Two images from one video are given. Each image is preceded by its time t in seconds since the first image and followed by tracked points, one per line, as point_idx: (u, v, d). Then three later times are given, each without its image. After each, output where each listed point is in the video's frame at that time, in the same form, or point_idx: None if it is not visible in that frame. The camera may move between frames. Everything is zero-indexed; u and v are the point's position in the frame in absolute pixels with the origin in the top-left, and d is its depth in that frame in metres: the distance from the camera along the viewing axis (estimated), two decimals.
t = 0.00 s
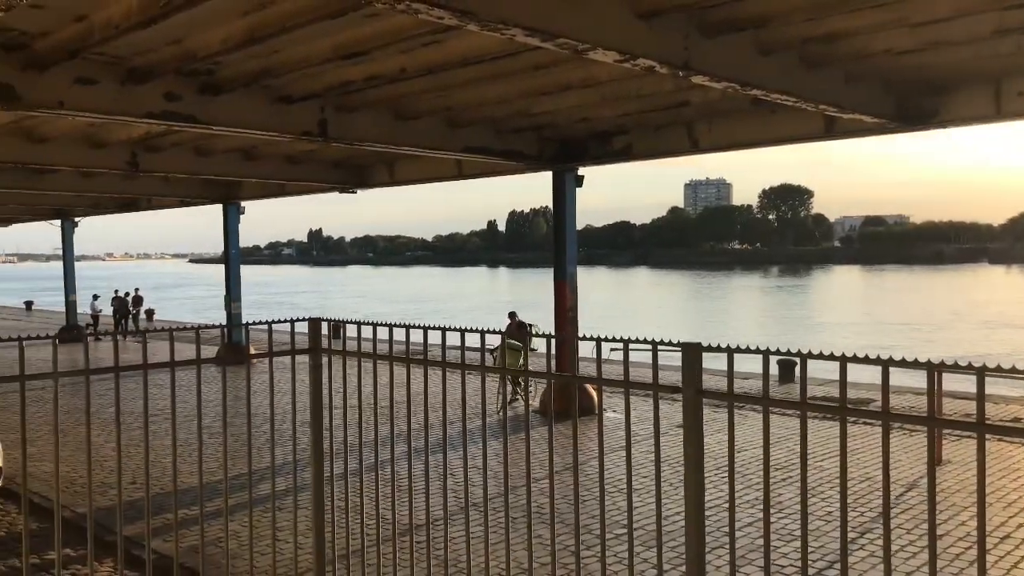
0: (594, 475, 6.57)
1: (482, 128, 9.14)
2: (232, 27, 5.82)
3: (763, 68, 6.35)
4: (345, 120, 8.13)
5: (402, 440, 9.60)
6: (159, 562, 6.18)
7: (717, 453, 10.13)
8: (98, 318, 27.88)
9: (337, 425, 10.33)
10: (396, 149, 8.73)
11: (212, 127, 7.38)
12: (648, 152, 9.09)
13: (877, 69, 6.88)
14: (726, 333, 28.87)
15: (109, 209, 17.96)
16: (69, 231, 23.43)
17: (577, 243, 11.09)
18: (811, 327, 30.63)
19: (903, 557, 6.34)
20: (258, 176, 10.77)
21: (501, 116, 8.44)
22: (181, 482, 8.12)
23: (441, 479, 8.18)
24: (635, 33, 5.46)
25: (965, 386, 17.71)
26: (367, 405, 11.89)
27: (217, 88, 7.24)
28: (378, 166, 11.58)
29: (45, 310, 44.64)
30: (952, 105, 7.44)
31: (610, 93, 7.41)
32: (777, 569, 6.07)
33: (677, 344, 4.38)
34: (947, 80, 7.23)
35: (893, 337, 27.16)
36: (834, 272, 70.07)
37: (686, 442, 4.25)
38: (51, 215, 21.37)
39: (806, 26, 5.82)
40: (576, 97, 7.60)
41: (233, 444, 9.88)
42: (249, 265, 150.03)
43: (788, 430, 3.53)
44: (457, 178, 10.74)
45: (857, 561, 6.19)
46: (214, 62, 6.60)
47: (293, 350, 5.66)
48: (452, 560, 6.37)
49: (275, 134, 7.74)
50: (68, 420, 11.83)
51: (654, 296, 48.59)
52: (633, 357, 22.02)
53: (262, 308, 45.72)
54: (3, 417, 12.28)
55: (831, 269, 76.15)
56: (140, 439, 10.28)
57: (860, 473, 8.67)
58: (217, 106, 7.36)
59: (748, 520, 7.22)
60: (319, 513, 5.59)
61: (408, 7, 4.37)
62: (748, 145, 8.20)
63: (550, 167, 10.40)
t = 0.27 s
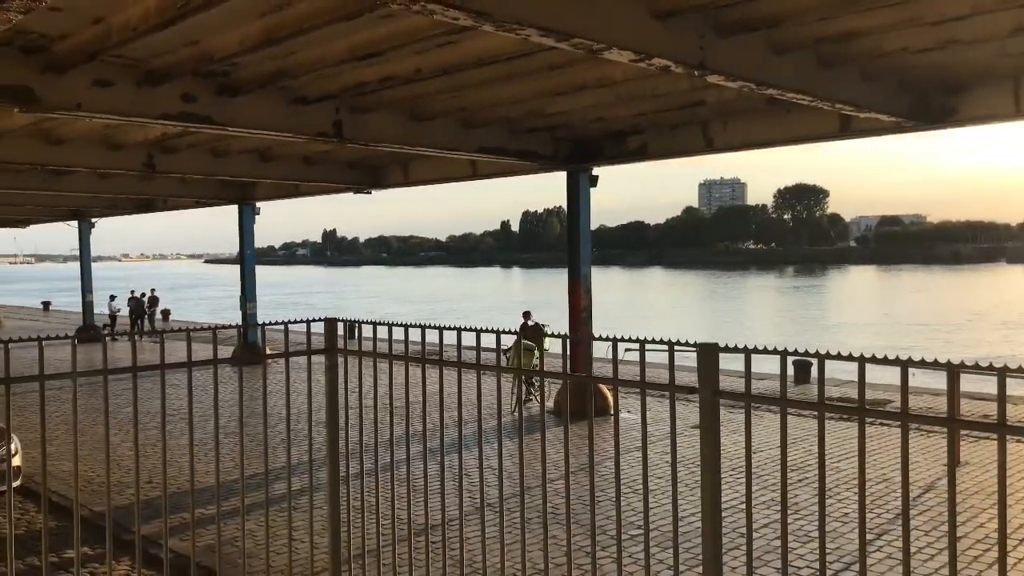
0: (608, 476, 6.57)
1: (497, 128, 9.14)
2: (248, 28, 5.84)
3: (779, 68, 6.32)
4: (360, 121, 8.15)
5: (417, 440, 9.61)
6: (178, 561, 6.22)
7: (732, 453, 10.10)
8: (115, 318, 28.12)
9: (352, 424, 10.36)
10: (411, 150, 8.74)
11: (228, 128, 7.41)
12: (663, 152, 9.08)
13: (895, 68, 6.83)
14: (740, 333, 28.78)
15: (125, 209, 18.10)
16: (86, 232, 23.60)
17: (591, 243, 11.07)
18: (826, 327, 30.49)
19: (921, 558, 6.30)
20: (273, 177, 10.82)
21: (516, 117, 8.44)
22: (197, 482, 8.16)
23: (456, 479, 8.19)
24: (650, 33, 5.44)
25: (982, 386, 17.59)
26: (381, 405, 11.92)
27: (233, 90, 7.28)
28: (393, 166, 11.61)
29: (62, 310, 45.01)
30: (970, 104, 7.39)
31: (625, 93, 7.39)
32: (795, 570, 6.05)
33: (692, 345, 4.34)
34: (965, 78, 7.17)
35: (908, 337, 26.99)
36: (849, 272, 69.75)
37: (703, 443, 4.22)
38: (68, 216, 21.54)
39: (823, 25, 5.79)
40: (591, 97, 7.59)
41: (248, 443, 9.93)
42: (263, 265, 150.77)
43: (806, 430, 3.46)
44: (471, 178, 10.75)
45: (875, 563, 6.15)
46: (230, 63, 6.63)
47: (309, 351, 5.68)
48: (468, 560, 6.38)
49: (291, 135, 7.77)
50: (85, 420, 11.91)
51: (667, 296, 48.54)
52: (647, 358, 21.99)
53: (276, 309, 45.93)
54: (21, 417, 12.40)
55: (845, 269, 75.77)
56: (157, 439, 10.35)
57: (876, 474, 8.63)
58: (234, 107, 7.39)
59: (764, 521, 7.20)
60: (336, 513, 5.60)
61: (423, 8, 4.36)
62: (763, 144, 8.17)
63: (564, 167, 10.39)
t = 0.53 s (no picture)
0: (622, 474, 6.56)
1: (510, 125, 9.14)
2: (262, 27, 5.86)
3: (794, 64, 6.29)
4: (374, 119, 8.17)
5: (430, 438, 9.62)
6: (194, 558, 6.26)
7: (746, 452, 10.07)
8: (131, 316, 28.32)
9: (366, 421, 10.39)
10: (423, 148, 8.75)
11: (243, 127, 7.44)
12: (676, 149, 9.06)
13: (911, 64, 6.79)
14: (754, 331, 28.67)
15: (141, 207, 18.21)
16: (102, 230, 23.78)
17: (605, 241, 11.06)
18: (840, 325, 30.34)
19: (938, 558, 6.26)
20: (287, 175, 10.87)
21: (529, 114, 8.44)
22: (212, 479, 8.21)
23: (469, 477, 8.20)
24: (664, 30, 5.43)
25: (999, 385, 17.47)
26: (394, 403, 11.94)
27: (247, 88, 7.31)
28: (406, 164, 11.64)
29: (78, 308, 45.38)
30: (987, 100, 7.34)
31: (639, 90, 7.38)
32: (810, 570, 6.03)
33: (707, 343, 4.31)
34: (982, 75, 7.12)
35: (923, 335, 26.81)
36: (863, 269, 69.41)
37: (718, 441, 4.20)
38: (85, 215, 21.70)
39: (839, 21, 5.75)
40: (605, 94, 7.57)
41: (263, 440, 9.98)
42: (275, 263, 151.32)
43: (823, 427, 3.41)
44: (484, 176, 10.75)
45: (891, 563, 6.12)
46: (245, 62, 6.66)
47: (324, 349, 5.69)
48: (482, 557, 6.39)
49: (305, 133, 7.80)
50: (100, 416, 11.99)
51: (679, 293, 48.44)
52: (660, 356, 21.95)
53: (289, 307, 46.11)
54: (39, 413, 12.52)
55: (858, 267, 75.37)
56: (172, 435, 10.42)
57: (892, 473, 8.58)
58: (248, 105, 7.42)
59: (778, 520, 7.17)
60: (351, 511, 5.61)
61: (437, 5, 4.36)
62: (778, 141, 8.14)
63: (578, 165, 10.38)
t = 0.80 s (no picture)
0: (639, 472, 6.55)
1: (525, 123, 9.13)
2: (279, 26, 5.88)
3: (812, 60, 6.25)
4: (389, 117, 8.19)
5: (447, 435, 9.64)
6: (213, 555, 6.30)
7: (763, 450, 10.04)
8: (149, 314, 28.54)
9: (382, 419, 10.43)
10: (439, 146, 8.75)
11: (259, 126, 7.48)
12: (692, 146, 9.03)
13: (930, 59, 6.74)
14: (770, 328, 28.56)
15: (158, 207, 18.33)
16: (120, 230, 23.96)
17: (620, 239, 11.04)
18: (856, 323, 30.17)
19: (959, 557, 6.22)
20: (303, 174, 10.91)
21: (544, 112, 8.43)
22: (230, 476, 8.26)
23: (485, 475, 8.22)
24: (681, 27, 5.41)
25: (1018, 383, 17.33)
26: (410, 401, 11.97)
27: (264, 87, 7.34)
28: (422, 162, 11.67)
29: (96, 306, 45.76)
30: (1007, 95, 7.27)
31: (654, 87, 7.36)
32: (829, 568, 6.00)
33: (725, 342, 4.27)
34: (1002, 69, 7.06)
35: (941, 333, 26.63)
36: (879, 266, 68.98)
37: (736, 439, 4.18)
38: (102, 214, 21.86)
39: (857, 16, 5.71)
40: (620, 91, 7.56)
41: (280, 437, 10.03)
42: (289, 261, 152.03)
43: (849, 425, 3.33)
44: (499, 174, 10.76)
45: (911, 562, 6.08)
46: (262, 61, 6.69)
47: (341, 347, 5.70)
48: (499, 555, 6.40)
49: (322, 132, 7.82)
50: (119, 414, 12.08)
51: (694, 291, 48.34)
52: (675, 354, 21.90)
53: (304, 305, 46.32)
54: (58, 412, 12.63)
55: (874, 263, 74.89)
56: (190, 433, 10.49)
57: (911, 471, 8.53)
58: (265, 104, 7.46)
59: (796, 518, 7.14)
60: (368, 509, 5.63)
61: (453, 3, 4.37)
62: (794, 137, 8.10)
63: (593, 163, 10.37)
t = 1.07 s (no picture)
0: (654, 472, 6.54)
1: (539, 123, 9.13)
2: (294, 28, 5.90)
3: (828, 59, 6.22)
4: (403, 119, 8.21)
5: (462, 436, 9.66)
6: (230, 555, 6.33)
7: (779, 450, 10.00)
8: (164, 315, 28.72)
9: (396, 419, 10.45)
10: (453, 146, 8.77)
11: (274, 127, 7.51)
12: (707, 146, 9.00)
13: (947, 57, 6.69)
14: (785, 328, 28.43)
15: (173, 208, 18.44)
16: (136, 231, 24.12)
17: (634, 239, 11.02)
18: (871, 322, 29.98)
19: (977, 558, 6.18)
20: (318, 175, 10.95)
21: (558, 112, 8.43)
22: (246, 476, 8.30)
23: (500, 476, 8.22)
24: (696, 26, 5.39)
25: None
26: (424, 401, 11.99)
27: (279, 89, 7.37)
28: (436, 163, 11.69)
29: (111, 307, 46.07)
30: None
31: (668, 87, 7.34)
32: (847, 569, 5.97)
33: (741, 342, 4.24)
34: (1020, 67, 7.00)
35: (957, 332, 26.45)
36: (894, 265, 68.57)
37: (753, 439, 4.15)
38: (119, 215, 22.01)
39: (873, 15, 5.68)
40: (634, 91, 7.54)
41: (295, 437, 10.07)
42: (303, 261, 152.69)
43: (863, 425, 3.33)
44: (513, 174, 10.76)
45: (930, 563, 6.04)
46: (277, 63, 6.72)
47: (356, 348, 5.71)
48: (515, 556, 6.41)
49: (336, 133, 7.85)
50: (135, 415, 12.15)
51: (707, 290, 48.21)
52: (689, 354, 21.84)
53: (317, 305, 46.48)
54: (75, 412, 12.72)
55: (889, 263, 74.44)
56: (206, 433, 10.54)
57: (929, 472, 8.47)
58: (280, 106, 7.49)
59: (812, 519, 7.11)
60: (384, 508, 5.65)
61: (467, 4, 4.37)
62: (810, 137, 8.06)
63: (607, 163, 10.35)
